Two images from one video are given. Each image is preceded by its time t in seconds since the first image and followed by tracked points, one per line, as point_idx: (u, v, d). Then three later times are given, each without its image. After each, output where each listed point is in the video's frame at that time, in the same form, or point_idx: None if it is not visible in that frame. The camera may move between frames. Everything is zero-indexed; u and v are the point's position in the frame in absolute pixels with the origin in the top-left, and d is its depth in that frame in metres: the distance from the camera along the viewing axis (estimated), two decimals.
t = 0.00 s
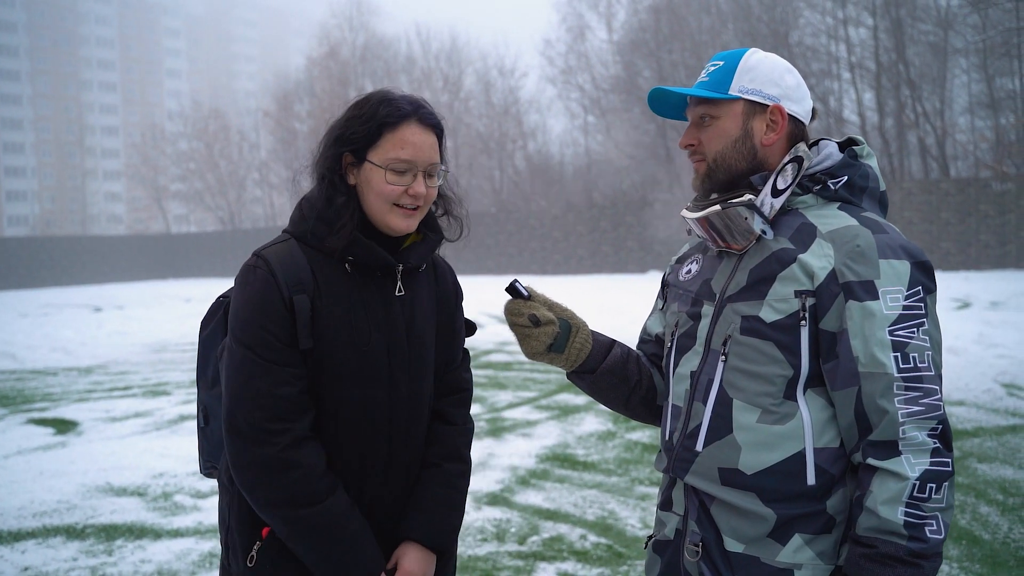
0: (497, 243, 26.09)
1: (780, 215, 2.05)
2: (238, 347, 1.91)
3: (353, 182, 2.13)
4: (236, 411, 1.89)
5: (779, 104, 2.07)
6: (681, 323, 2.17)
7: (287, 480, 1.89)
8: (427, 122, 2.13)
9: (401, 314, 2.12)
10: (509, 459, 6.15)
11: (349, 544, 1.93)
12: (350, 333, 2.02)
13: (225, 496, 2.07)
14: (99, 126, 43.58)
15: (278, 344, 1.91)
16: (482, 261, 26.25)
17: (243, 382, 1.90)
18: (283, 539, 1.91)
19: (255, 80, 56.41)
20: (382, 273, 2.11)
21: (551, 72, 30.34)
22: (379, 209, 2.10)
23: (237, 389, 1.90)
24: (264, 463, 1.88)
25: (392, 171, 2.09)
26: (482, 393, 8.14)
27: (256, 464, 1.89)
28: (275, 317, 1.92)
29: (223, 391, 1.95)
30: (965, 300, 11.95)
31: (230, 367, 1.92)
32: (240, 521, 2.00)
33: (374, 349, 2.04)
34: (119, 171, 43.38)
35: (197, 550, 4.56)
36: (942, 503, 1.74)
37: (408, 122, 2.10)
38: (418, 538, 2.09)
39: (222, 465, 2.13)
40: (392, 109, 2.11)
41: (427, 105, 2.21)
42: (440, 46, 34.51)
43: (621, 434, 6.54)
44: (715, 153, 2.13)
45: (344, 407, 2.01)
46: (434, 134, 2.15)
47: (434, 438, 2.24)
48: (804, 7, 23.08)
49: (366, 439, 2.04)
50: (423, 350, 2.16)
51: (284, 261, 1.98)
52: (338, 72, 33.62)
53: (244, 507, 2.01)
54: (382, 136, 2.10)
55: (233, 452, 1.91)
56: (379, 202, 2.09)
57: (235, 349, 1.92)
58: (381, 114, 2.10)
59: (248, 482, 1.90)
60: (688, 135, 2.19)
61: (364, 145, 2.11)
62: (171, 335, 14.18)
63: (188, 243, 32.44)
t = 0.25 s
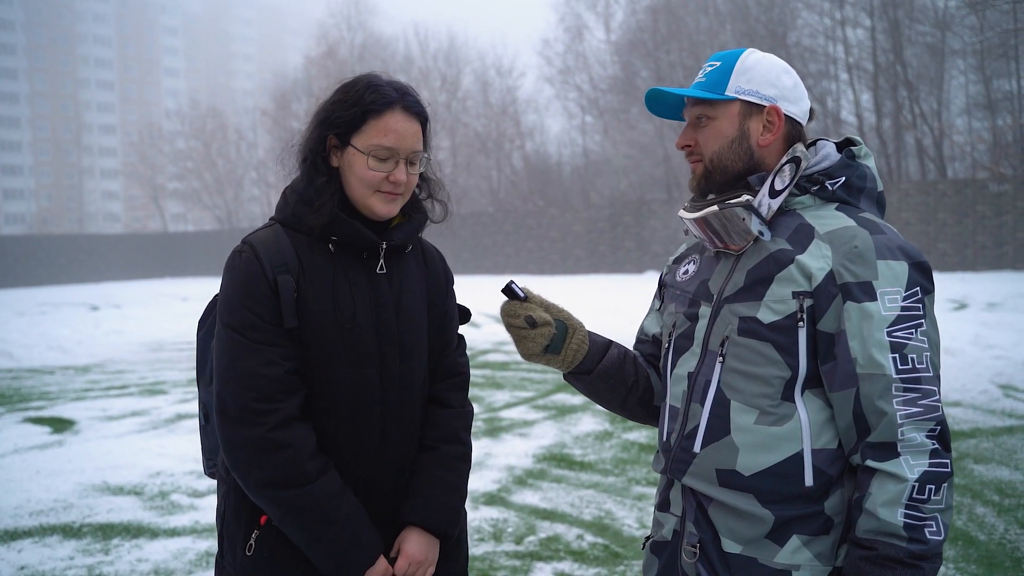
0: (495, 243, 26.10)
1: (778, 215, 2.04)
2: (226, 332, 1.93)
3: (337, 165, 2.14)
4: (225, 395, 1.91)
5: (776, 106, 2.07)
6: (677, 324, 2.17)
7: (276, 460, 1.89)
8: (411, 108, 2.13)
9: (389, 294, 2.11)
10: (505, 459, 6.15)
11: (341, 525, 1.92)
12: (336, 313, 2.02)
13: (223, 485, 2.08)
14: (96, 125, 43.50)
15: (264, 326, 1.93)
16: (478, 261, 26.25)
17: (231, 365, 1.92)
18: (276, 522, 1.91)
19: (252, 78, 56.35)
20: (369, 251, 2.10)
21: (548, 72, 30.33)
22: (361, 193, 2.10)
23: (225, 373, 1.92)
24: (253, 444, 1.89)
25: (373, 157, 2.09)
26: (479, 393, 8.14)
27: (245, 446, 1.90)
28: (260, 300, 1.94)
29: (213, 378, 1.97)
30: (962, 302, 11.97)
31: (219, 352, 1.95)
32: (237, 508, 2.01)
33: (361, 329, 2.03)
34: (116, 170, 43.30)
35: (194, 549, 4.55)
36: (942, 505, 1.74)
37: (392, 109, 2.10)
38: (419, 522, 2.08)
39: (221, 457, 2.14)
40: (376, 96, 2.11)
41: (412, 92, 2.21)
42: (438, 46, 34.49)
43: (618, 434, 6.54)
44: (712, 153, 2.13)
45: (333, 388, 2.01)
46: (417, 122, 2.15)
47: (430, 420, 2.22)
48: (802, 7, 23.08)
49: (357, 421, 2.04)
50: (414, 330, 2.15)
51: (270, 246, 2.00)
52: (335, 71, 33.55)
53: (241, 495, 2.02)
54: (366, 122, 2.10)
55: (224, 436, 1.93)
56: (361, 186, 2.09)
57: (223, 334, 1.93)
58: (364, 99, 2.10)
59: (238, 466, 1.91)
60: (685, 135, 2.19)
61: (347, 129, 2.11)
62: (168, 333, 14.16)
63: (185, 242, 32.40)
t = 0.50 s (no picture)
0: (493, 243, 26.11)
1: (776, 216, 2.04)
2: (253, 327, 1.94)
3: (352, 161, 2.17)
4: (252, 388, 1.91)
5: (773, 106, 2.08)
6: (676, 325, 2.17)
7: (303, 453, 1.88)
8: (418, 97, 2.17)
9: (412, 289, 2.12)
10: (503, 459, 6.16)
11: (367, 519, 1.91)
12: (360, 308, 2.03)
13: (250, 487, 2.07)
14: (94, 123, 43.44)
15: (290, 319, 1.94)
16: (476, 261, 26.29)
17: (257, 358, 1.92)
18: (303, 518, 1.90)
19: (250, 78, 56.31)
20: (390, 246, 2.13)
21: (547, 72, 30.34)
22: (376, 184, 2.12)
23: (252, 367, 1.93)
24: (279, 438, 1.89)
25: (384, 146, 2.12)
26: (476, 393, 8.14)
27: (272, 440, 1.90)
28: (286, 294, 1.95)
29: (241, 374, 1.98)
30: (960, 302, 11.99)
31: (245, 347, 1.95)
32: (263, 509, 1.99)
33: (385, 324, 2.04)
34: (114, 169, 43.26)
35: (192, 548, 4.55)
36: (938, 507, 1.75)
37: (398, 99, 2.13)
38: (446, 526, 2.07)
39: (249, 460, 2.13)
40: (383, 87, 2.16)
41: (419, 84, 2.24)
42: (436, 45, 34.50)
43: (616, 434, 6.54)
44: (709, 154, 2.14)
45: (357, 383, 2.01)
46: (425, 110, 2.18)
47: (458, 422, 2.21)
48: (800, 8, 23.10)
49: (384, 418, 2.03)
50: (438, 326, 2.15)
51: (295, 242, 2.02)
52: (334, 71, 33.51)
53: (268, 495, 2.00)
54: (375, 114, 2.14)
55: (251, 431, 1.92)
56: (376, 177, 2.12)
57: (249, 328, 1.94)
58: (372, 93, 2.14)
59: (265, 461, 1.90)
60: (682, 136, 2.19)
61: (359, 123, 2.15)
62: (166, 333, 14.15)
63: (183, 241, 32.37)
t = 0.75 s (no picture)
0: (491, 244, 26.09)
1: (776, 219, 2.04)
2: (284, 330, 1.94)
3: (367, 165, 2.19)
4: (288, 390, 1.91)
5: (773, 106, 2.08)
6: (672, 328, 2.18)
7: (347, 448, 1.88)
8: (426, 97, 2.19)
9: (438, 283, 2.15)
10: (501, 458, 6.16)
11: (418, 507, 1.91)
12: (391, 304, 2.05)
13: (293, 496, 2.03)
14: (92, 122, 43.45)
15: (323, 318, 1.94)
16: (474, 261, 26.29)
17: (292, 360, 1.92)
18: (354, 515, 1.88)
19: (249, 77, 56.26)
20: (414, 245, 2.15)
21: (545, 72, 30.33)
22: (393, 183, 2.13)
23: (286, 370, 1.92)
24: (321, 436, 1.88)
25: (398, 146, 2.13)
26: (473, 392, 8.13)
27: (314, 440, 1.89)
28: (318, 293, 1.95)
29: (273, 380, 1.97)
30: (958, 303, 11.99)
31: (278, 353, 1.94)
32: (308, 516, 1.96)
33: (416, 317, 2.06)
34: (113, 168, 43.23)
35: (190, 548, 4.54)
36: (934, 516, 1.75)
37: (409, 100, 2.16)
38: (497, 520, 2.07)
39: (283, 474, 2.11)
40: (391, 91, 2.18)
41: (427, 85, 2.26)
42: (435, 45, 34.47)
43: (614, 434, 6.54)
44: (708, 153, 2.14)
45: (392, 379, 2.02)
46: (435, 109, 2.20)
47: (495, 417, 2.23)
48: (799, 8, 23.10)
49: (422, 413, 2.04)
50: (466, 319, 2.18)
51: (324, 245, 2.03)
52: (332, 71, 33.48)
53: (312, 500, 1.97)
54: (384, 116, 2.16)
55: (291, 435, 1.91)
56: (391, 176, 2.13)
57: (281, 331, 1.94)
58: (381, 97, 2.17)
59: (308, 460, 1.89)
60: (682, 136, 2.19)
61: (370, 126, 2.16)
62: (165, 332, 14.13)
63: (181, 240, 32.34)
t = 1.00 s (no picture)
0: (489, 244, 26.08)
1: (775, 221, 2.04)
2: (298, 327, 1.92)
3: (380, 166, 2.18)
4: (303, 387, 1.89)
5: (773, 105, 2.07)
6: (668, 331, 2.19)
7: (362, 448, 1.87)
8: (436, 96, 2.19)
9: (450, 284, 2.15)
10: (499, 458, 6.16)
11: (432, 508, 1.91)
12: (406, 304, 2.04)
13: (298, 494, 2.02)
14: (91, 121, 43.42)
15: (337, 316, 1.93)
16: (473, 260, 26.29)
17: (307, 358, 1.90)
18: (368, 514, 1.88)
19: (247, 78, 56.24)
20: (428, 246, 2.15)
21: (544, 72, 30.35)
22: (408, 182, 2.13)
23: (299, 368, 1.90)
24: (336, 435, 1.87)
25: (413, 144, 2.13)
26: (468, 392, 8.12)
27: (327, 439, 1.87)
28: (334, 291, 1.94)
29: (285, 377, 1.95)
30: (956, 303, 12.00)
31: (291, 351, 1.92)
32: (317, 516, 1.95)
33: (429, 318, 2.06)
34: (111, 168, 43.19)
35: (188, 547, 4.54)
36: (929, 532, 1.75)
37: (420, 99, 2.17)
38: (502, 519, 2.08)
39: (288, 471, 2.09)
40: (403, 91, 2.18)
41: (437, 85, 2.27)
42: (434, 45, 34.47)
43: (612, 434, 6.55)
44: (706, 152, 2.15)
45: (406, 379, 2.02)
46: (446, 108, 2.21)
47: (502, 418, 2.25)
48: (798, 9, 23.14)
49: (433, 413, 2.04)
50: (475, 320, 2.18)
51: (338, 242, 2.02)
52: (331, 71, 33.48)
53: (320, 499, 1.96)
54: (397, 116, 2.16)
55: (303, 433, 1.89)
56: (407, 176, 2.13)
57: (294, 329, 1.92)
58: (394, 95, 2.16)
59: (322, 459, 1.88)
60: (681, 134, 2.20)
61: (384, 125, 2.16)
62: (163, 332, 14.11)
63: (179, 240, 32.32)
